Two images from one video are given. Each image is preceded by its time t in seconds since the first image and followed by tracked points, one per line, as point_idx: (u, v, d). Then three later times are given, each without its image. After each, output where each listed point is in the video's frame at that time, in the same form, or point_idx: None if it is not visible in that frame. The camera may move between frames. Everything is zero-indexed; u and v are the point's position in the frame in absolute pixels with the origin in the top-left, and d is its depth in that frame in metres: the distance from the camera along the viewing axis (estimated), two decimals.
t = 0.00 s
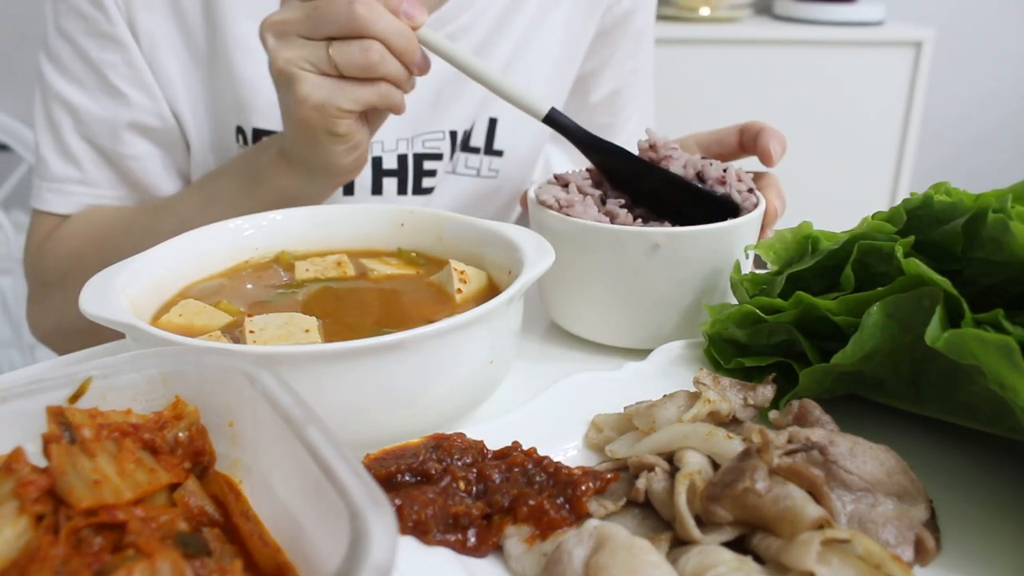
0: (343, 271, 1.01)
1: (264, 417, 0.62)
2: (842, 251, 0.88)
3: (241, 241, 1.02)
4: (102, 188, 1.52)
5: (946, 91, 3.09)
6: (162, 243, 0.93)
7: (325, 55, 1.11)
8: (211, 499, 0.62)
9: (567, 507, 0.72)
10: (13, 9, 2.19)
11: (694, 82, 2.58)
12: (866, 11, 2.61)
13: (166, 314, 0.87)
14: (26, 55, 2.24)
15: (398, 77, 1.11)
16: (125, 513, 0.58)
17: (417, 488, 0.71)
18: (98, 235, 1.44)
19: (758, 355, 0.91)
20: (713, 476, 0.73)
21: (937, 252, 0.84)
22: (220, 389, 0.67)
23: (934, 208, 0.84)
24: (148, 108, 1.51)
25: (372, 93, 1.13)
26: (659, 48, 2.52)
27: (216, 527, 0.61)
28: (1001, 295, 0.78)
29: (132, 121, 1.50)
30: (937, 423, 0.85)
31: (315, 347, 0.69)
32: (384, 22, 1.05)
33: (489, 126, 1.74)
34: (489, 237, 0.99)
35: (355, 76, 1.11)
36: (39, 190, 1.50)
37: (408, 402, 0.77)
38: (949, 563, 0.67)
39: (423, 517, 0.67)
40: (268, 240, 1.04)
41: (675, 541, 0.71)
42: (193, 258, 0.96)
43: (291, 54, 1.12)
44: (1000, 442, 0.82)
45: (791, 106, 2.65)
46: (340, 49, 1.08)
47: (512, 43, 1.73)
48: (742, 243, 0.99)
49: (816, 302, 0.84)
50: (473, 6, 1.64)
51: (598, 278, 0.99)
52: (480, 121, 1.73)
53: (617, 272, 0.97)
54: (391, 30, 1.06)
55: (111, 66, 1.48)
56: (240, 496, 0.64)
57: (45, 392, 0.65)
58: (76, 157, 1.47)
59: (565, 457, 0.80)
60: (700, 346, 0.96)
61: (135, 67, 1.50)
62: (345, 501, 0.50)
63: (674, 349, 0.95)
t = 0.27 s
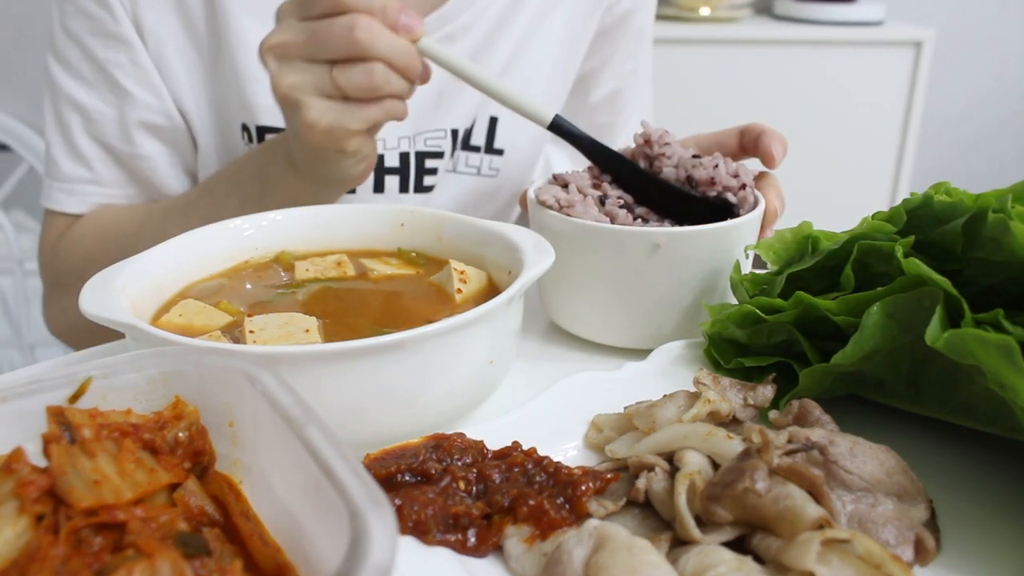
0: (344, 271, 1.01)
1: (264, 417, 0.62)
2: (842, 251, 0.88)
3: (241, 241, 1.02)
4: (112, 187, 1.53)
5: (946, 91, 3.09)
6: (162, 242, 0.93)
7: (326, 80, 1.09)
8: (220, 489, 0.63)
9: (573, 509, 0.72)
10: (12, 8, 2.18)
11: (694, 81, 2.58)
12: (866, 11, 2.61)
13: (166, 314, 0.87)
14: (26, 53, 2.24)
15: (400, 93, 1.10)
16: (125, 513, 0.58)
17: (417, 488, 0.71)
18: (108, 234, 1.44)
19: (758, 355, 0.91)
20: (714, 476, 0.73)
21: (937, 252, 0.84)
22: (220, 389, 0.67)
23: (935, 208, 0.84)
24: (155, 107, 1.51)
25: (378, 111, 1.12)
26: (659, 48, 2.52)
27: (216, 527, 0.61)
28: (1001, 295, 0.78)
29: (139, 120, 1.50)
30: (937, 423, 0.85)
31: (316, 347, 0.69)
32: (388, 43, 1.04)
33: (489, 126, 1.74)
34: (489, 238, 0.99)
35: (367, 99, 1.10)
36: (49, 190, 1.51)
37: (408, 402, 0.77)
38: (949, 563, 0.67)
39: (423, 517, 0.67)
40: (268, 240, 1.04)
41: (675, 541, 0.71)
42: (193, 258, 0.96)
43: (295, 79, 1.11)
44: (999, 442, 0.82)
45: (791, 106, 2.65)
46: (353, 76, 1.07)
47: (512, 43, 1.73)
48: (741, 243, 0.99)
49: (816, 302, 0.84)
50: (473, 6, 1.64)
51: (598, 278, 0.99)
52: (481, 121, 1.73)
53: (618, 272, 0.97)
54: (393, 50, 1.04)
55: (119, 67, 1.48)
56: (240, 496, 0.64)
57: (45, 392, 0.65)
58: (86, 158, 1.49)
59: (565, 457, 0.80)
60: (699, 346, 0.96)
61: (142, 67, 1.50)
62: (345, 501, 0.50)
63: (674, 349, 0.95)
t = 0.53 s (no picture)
0: (343, 271, 1.01)
1: (264, 417, 0.62)
2: (842, 251, 0.88)
3: (241, 241, 1.02)
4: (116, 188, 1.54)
5: (946, 91, 3.09)
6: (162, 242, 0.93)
7: (261, 123, 1.02)
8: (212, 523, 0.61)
9: (574, 514, 0.72)
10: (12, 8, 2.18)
11: (694, 81, 2.58)
12: (866, 11, 2.61)
13: (166, 314, 0.87)
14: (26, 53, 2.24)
15: (345, 111, 1.03)
16: (125, 513, 0.58)
17: (417, 488, 0.71)
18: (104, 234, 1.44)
19: (758, 355, 0.91)
20: (714, 476, 0.73)
21: (937, 252, 0.84)
22: (220, 389, 0.67)
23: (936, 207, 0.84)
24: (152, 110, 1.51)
25: (324, 137, 1.05)
26: (659, 48, 2.52)
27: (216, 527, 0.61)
28: (1001, 295, 0.78)
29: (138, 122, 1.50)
30: (937, 423, 0.85)
31: (316, 347, 0.69)
32: (311, 71, 0.95)
33: (490, 126, 1.73)
34: (489, 238, 0.99)
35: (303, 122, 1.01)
36: (53, 189, 1.51)
37: (408, 402, 0.77)
38: (949, 563, 0.67)
39: (423, 517, 0.67)
40: (268, 240, 1.04)
41: (675, 541, 0.71)
42: (193, 258, 0.96)
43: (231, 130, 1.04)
44: (999, 442, 0.82)
45: (791, 106, 2.65)
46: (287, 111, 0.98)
47: (513, 43, 1.73)
48: (739, 242, 0.99)
49: (817, 302, 0.84)
50: (474, 7, 1.64)
51: (597, 278, 0.99)
52: (481, 121, 1.73)
53: (616, 273, 0.97)
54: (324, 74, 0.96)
55: (119, 71, 1.48)
56: (240, 496, 0.64)
57: (45, 392, 0.65)
58: (90, 158, 1.50)
59: (566, 457, 0.80)
60: (699, 346, 0.96)
61: (141, 71, 1.49)
62: (345, 501, 0.50)
63: (674, 349, 0.95)
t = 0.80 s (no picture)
0: (343, 271, 1.01)
1: (264, 417, 0.62)
2: (837, 255, 0.87)
3: (240, 241, 1.02)
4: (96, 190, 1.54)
5: (946, 91, 3.10)
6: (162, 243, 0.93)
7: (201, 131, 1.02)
8: (200, 519, 0.60)
9: (564, 509, 0.72)
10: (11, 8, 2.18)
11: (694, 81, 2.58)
12: (866, 11, 2.61)
13: (166, 314, 0.87)
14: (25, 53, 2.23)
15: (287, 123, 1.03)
16: (125, 513, 0.58)
17: (417, 488, 0.71)
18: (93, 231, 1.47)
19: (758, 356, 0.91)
20: (713, 476, 0.73)
21: (929, 258, 0.83)
22: (220, 389, 0.67)
23: (925, 209, 0.83)
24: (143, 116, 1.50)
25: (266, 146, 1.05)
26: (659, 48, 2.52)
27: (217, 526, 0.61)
28: (1000, 296, 0.78)
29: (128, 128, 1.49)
30: (937, 423, 0.85)
31: (315, 347, 0.69)
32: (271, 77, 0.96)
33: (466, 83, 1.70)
34: (488, 238, 0.99)
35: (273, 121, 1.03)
36: (29, 194, 1.56)
37: (408, 402, 0.77)
38: (949, 563, 0.67)
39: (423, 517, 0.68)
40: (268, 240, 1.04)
41: (675, 541, 0.71)
42: (192, 258, 0.96)
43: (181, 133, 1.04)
44: (1000, 442, 0.82)
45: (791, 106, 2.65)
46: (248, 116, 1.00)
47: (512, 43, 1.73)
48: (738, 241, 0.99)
49: (815, 307, 0.83)
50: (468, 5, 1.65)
51: (596, 279, 0.99)
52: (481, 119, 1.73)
53: (614, 274, 0.97)
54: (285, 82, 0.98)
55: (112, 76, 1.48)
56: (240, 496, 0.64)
57: (45, 392, 0.64)
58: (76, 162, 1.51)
59: (565, 457, 0.80)
60: (699, 346, 0.96)
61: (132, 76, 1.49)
62: (345, 501, 0.50)
63: (674, 349, 0.95)
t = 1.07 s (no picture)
0: (343, 271, 1.01)
1: (264, 418, 0.62)
2: (838, 255, 0.87)
3: (240, 241, 1.02)
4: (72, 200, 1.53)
5: (946, 91, 3.10)
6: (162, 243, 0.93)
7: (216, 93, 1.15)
8: (201, 518, 0.60)
9: (564, 509, 0.72)
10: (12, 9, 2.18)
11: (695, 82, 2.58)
12: (866, 11, 2.61)
13: (165, 314, 0.87)
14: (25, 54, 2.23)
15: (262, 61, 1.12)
16: (125, 513, 0.58)
17: (418, 488, 0.71)
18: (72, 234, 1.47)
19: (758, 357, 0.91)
20: (713, 476, 0.73)
21: (929, 257, 0.83)
22: (220, 389, 0.67)
23: (926, 208, 0.83)
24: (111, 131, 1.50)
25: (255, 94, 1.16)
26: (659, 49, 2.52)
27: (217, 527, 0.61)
28: (1001, 296, 0.78)
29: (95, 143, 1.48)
30: (937, 423, 0.85)
31: (315, 347, 0.69)
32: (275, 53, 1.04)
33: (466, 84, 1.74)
34: (488, 238, 0.99)
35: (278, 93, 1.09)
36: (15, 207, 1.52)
37: (408, 402, 0.77)
38: (948, 563, 0.67)
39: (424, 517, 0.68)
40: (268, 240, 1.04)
41: (675, 541, 0.71)
42: (193, 258, 0.96)
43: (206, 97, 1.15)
44: (999, 442, 0.82)
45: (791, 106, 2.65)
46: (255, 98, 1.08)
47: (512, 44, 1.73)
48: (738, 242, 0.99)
49: (815, 307, 0.83)
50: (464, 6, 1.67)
51: (596, 279, 0.98)
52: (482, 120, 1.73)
53: (614, 275, 0.97)
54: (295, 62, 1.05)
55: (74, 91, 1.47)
56: (240, 496, 0.64)
57: (44, 392, 0.64)
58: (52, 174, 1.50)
59: (565, 457, 0.80)
60: (699, 346, 0.96)
61: (97, 93, 1.49)
62: (345, 501, 0.50)
63: (674, 349, 0.95)
